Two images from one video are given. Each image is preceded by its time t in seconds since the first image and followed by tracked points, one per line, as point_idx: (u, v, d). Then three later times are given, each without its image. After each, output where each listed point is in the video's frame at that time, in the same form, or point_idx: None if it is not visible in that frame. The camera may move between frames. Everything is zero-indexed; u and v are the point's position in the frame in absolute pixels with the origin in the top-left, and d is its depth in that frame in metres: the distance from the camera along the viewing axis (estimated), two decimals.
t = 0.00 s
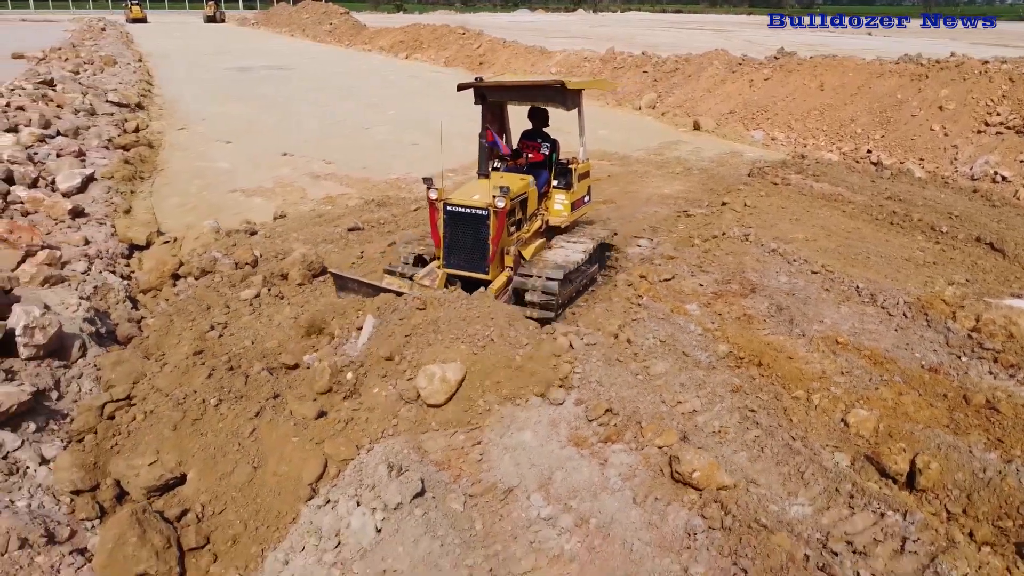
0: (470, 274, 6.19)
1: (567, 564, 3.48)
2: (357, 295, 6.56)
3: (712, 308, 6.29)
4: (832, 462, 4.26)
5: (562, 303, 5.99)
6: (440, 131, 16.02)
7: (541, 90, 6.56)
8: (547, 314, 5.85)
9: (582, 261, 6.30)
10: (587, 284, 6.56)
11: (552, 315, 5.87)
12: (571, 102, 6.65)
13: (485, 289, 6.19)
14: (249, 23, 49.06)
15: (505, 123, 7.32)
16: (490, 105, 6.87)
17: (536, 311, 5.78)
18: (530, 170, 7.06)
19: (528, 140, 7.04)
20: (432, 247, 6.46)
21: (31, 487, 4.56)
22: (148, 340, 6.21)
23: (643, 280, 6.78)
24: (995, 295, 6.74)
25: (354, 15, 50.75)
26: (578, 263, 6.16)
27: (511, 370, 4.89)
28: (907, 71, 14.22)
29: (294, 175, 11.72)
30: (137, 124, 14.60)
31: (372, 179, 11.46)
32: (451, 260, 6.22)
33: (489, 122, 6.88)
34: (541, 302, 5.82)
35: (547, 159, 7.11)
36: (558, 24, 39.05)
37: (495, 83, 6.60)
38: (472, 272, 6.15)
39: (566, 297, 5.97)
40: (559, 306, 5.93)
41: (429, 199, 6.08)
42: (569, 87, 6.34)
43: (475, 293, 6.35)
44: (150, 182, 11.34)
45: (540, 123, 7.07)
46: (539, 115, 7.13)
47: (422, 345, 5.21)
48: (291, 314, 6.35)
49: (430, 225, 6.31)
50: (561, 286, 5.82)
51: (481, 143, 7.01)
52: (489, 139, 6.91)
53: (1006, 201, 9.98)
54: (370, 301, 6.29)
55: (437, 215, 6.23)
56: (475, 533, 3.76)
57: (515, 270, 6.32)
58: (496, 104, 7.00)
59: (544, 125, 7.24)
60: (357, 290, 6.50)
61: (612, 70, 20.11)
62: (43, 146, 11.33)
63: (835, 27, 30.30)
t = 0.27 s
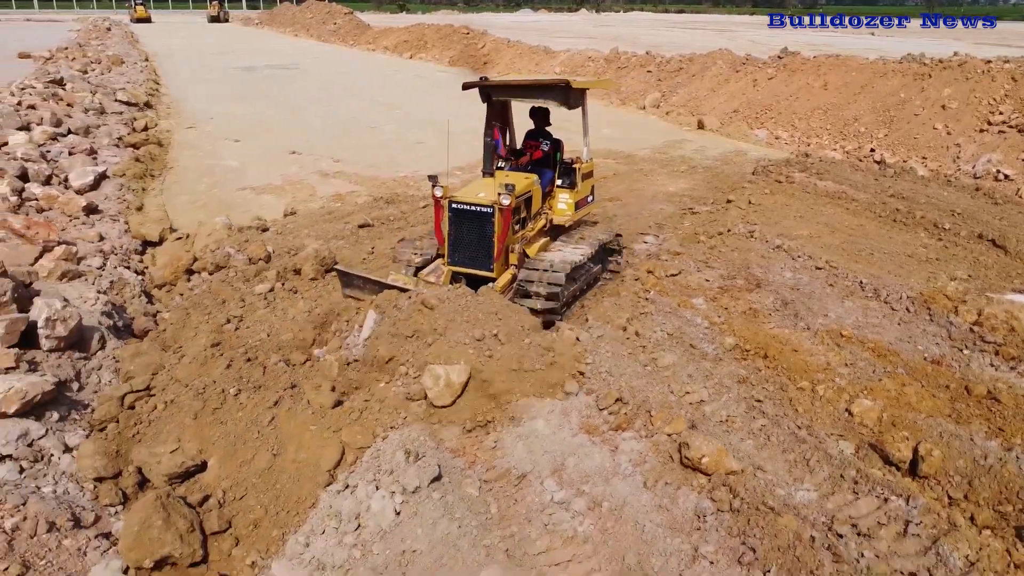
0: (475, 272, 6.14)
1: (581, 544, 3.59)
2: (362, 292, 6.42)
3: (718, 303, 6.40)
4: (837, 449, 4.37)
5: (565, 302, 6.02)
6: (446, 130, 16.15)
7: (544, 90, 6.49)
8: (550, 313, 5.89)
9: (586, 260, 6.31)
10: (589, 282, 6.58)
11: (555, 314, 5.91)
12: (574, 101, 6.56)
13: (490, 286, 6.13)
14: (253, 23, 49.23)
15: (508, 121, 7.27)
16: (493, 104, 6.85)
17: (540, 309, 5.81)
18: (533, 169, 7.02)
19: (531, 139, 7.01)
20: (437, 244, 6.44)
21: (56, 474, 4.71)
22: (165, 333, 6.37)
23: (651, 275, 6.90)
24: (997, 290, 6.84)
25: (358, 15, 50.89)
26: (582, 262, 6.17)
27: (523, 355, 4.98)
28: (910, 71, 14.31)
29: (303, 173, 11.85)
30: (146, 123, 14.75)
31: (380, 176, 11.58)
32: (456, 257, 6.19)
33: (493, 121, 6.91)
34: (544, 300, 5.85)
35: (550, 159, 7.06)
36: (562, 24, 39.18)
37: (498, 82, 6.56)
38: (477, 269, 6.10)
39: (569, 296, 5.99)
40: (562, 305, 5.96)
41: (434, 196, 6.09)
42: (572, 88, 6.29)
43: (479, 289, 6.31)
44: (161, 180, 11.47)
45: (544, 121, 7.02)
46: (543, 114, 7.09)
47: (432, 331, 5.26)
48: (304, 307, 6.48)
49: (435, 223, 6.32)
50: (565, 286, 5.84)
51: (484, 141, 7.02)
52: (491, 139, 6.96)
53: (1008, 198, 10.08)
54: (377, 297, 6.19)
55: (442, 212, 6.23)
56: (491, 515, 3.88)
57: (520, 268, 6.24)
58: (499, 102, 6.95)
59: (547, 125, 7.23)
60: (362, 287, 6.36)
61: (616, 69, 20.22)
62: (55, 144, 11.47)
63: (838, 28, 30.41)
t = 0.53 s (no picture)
0: (479, 272, 6.19)
1: (594, 527, 3.70)
2: (365, 293, 6.34)
3: (724, 297, 6.50)
4: (842, 438, 4.48)
5: (570, 302, 5.99)
6: (452, 129, 16.26)
7: (549, 89, 6.49)
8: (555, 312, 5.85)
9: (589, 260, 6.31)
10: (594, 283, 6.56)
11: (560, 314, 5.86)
12: (578, 100, 6.55)
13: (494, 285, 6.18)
14: (256, 23, 49.33)
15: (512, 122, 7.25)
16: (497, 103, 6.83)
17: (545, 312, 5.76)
18: (536, 169, 6.98)
19: (535, 138, 6.96)
20: (440, 244, 6.46)
21: (79, 462, 4.83)
22: (182, 327, 6.49)
23: (658, 270, 7.02)
24: (999, 286, 6.95)
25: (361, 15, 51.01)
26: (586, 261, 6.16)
27: (535, 349, 5.11)
28: (913, 70, 14.40)
29: (311, 171, 11.97)
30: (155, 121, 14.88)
31: (388, 174, 11.70)
32: (460, 257, 6.23)
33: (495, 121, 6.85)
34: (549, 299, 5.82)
35: (554, 159, 7.03)
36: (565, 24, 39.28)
37: (502, 81, 6.56)
38: (481, 270, 6.15)
39: (574, 296, 5.96)
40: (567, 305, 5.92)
41: (438, 196, 6.09)
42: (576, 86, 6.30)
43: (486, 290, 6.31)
44: (172, 178, 11.60)
45: (548, 121, 6.99)
46: (547, 114, 7.06)
47: (445, 322, 5.39)
48: (318, 301, 6.60)
49: (439, 222, 6.32)
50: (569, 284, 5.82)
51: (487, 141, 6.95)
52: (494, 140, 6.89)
53: (1010, 196, 10.19)
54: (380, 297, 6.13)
55: (445, 212, 6.22)
56: (506, 500, 4.00)
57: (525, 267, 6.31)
58: (503, 103, 6.93)
59: (551, 125, 7.19)
60: (365, 288, 6.29)
61: (620, 69, 20.32)
62: (67, 143, 11.60)
63: (842, 28, 30.50)
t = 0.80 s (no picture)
0: (482, 275, 6.22)
1: (609, 511, 3.82)
2: (369, 293, 6.37)
3: (732, 292, 6.62)
4: (849, 428, 4.59)
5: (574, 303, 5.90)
6: (458, 128, 16.38)
7: (550, 90, 6.53)
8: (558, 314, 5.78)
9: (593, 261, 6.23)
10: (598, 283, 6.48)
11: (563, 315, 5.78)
12: (580, 101, 6.59)
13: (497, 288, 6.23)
14: (260, 23, 49.48)
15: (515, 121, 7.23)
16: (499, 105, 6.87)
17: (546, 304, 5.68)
18: (540, 169, 6.98)
19: (539, 139, 6.94)
20: (443, 246, 6.49)
21: (103, 451, 4.96)
22: (199, 321, 6.64)
23: (667, 266, 7.16)
24: (1002, 281, 7.05)
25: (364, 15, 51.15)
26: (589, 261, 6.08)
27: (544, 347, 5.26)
28: (917, 70, 14.50)
29: (320, 170, 12.09)
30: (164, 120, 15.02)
31: (397, 173, 11.82)
32: (463, 260, 6.26)
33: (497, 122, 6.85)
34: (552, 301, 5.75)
35: (557, 159, 7.02)
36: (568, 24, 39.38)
37: (504, 82, 6.60)
38: (484, 273, 6.19)
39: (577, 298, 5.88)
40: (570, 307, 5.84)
41: (440, 201, 6.10)
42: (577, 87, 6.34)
43: (490, 293, 6.36)
44: (183, 176, 11.73)
45: (551, 121, 6.96)
46: (550, 114, 7.03)
47: (457, 313, 5.48)
48: (332, 297, 6.73)
49: (441, 226, 6.34)
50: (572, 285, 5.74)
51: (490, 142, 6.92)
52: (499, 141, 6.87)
53: (1013, 194, 10.28)
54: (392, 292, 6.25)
55: (448, 215, 6.24)
56: (522, 486, 4.12)
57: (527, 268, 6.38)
58: (505, 104, 6.97)
59: (555, 124, 7.15)
60: (369, 287, 6.32)
61: (625, 68, 20.43)
62: (79, 141, 11.73)
63: (845, 28, 30.58)
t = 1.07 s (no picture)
0: (484, 274, 6.11)
1: (622, 496, 3.94)
2: (371, 290, 6.42)
3: (739, 288, 6.72)
4: (855, 418, 4.70)
5: (575, 304, 5.97)
6: (464, 127, 16.49)
7: (553, 90, 6.52)
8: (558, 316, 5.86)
9: (595, 261, 6.27)
10: (602, 282, 6.52)
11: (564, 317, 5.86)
12: (584, 101, 6.57)
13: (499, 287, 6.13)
14: (264, 23, 49.61)
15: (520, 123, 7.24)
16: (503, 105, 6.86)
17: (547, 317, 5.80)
18: (544, 169, 6.94)
19: (543, 139, 6.92)
20: (446, 245, 6.41)
21: (124, 440, 5.07)
22: (216, 315, 6.78)
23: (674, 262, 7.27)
24: (1005, 277, 7.16)
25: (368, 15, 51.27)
26: (590, 262, 6.12)
27: (554, 341, 5.39)
28: (921, 69, 14.60)
29: (329, 168, 12.20)
30: (173, 119, 15.15)
31: (405, 171, 11.93)
32: (465, 259, 6.16)
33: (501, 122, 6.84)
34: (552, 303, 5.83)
35: (562, 159, 6.98)
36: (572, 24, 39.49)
37: (507, 82, 6.60)
38: (486, 272, 6.08)
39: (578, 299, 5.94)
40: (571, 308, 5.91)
41: (442, 199, 6.03)
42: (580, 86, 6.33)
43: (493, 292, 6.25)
44: (193, 174, 11.84)
45: (556, 121, 6.94)
46: (555, 114, 7.01)
47: (471, 305, 5.59)
48: (346, 292, 6.86)
49: (444, 224, 6.27)
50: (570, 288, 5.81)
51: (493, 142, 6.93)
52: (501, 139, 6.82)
53: (1017, 192, 10.38)
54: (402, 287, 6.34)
55: (450, 214, 6.17)
56: (536, 474, 4.25)
57: (530, 268, 6.27)
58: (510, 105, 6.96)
59: (560, 125, 7.13)
60: (371, 284, 6.36)
61: (629, 68, 20.54)
62: (91, 139, 11.86)
63: (849, 28, 30.66)
